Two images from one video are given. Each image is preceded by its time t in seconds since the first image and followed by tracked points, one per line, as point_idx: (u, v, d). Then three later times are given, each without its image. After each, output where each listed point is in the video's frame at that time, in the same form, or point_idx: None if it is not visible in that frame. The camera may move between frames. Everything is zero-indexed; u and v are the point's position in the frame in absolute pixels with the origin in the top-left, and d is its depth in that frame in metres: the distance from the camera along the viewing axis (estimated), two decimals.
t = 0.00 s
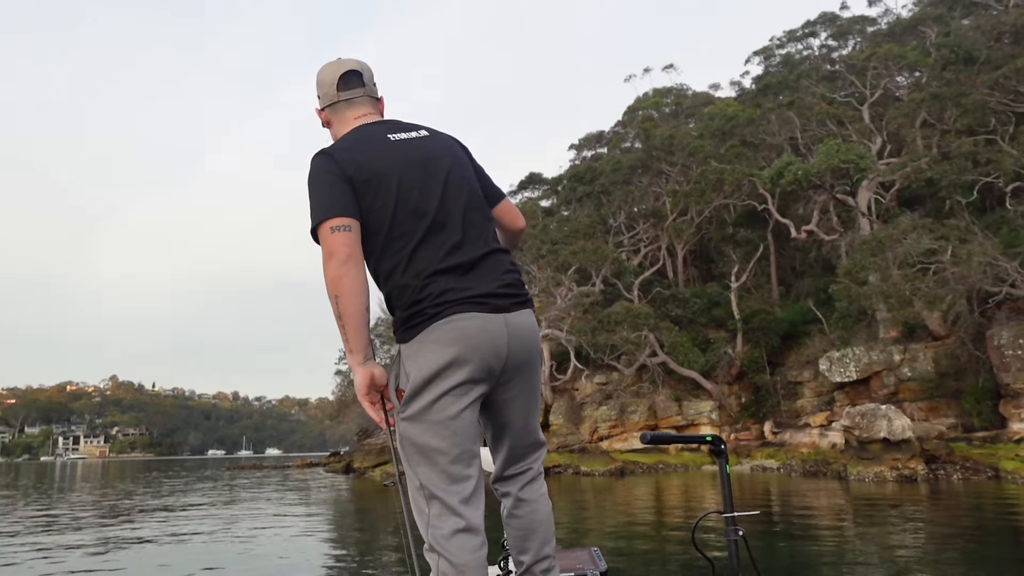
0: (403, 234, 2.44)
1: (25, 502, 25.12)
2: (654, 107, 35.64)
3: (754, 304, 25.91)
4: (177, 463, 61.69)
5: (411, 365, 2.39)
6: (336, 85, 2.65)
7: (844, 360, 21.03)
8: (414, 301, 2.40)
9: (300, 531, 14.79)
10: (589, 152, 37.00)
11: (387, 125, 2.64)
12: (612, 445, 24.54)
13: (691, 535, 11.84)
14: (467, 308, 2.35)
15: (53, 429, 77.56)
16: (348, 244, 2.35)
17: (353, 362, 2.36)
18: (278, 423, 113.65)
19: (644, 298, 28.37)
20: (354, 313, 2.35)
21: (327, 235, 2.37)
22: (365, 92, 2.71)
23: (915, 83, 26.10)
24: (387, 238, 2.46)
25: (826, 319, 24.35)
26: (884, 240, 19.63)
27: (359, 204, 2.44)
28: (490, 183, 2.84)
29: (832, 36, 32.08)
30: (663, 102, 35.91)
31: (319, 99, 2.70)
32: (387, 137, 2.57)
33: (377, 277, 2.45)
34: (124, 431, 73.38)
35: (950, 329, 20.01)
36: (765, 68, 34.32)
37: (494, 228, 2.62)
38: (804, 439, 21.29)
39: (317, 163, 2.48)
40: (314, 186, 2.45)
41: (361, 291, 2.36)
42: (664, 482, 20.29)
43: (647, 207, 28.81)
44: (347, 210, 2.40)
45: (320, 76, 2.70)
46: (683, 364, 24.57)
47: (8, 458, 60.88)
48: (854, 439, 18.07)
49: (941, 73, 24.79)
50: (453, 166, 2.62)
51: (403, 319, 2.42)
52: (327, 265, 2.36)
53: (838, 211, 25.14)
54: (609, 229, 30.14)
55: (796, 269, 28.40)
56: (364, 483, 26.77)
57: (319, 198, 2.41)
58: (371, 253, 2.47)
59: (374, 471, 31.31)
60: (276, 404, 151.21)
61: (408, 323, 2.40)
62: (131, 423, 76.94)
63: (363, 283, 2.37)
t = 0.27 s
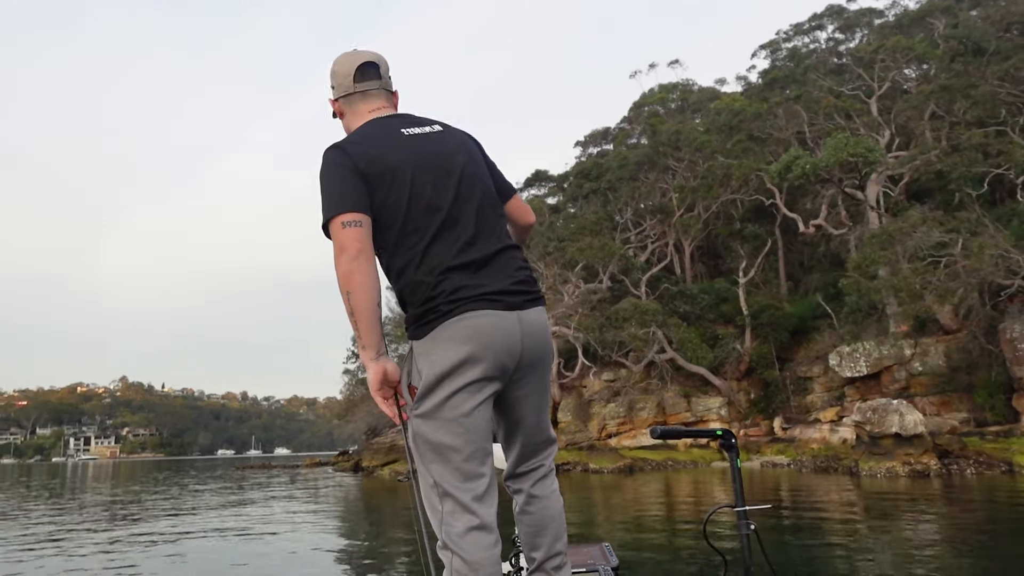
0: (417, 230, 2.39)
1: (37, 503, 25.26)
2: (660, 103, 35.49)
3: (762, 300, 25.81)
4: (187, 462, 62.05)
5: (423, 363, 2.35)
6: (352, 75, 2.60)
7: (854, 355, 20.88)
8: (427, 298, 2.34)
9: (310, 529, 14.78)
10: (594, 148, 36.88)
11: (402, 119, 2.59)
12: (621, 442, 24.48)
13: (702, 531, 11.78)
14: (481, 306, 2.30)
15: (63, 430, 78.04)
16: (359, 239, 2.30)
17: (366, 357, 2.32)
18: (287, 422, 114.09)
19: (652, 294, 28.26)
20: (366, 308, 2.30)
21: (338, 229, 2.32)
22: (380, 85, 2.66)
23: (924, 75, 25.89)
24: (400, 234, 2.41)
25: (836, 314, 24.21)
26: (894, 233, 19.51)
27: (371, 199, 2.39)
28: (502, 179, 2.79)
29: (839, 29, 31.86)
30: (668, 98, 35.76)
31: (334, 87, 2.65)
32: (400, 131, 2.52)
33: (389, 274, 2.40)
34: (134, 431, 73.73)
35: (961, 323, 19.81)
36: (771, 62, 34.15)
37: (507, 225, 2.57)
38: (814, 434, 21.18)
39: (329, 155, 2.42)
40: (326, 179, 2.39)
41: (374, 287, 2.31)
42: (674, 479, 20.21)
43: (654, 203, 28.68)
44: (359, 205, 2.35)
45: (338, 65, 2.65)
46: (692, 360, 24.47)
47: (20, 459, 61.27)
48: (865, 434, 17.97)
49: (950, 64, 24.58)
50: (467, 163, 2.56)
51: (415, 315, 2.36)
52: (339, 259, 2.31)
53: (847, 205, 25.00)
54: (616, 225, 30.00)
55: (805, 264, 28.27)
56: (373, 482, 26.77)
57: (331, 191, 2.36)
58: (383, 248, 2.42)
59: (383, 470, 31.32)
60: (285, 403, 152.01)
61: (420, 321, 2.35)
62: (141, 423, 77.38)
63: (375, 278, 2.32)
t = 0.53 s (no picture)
0: (436, 230, 2.33)
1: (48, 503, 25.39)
2: (668, 102, 35.36)
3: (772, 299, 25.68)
4: (196, 462, 62.32)
5: (435, 365, 2.28)
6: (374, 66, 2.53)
7: (866, 354, 20.71)
8: (443, 300, 2.28)
9: (319, 530, 14.76)
10: (602, 147, 36.78)
11: (421, 115, 2.52)
12: (630, 442, 24.40)
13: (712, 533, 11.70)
14: (497, 311, 2.24)
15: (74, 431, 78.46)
16: (380, 236, 2.23)
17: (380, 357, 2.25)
18: (296, 422, 114.41)
19: (661, 294, 28.14)
20: (383, 307, 2.24)
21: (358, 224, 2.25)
22: (398, 79, 2.59)
23: (935, 72, 25.67)
24: (418, 233, 2.34)
25: (846, 314, 24.05)
26: (906, 232, 19.41)
27: (392, 196, 2.31)
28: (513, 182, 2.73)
29: (849, 26, 31.65)
30: (677, 97, 35.61)
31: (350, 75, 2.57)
32: (421, 128, 2.45)
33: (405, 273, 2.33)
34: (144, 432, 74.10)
35: (974, 322, 19.58)
36: (780, 60, 33.97)
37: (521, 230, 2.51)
38: (825, 435, 21.04)
39: (349, 148, 2.34)
40: (345, 173, 2.31)
41: (392, 286, 2.24)
42: (683, 480, 20.10)
43: (662, 202, 28.55)
44: (379, 202, 2.28)
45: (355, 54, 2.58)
46: (701, 360, 24.35)
47: (32, 459, 61.68)
48: (877, 435, 17.83)
49: (961, 61, 24.37)
50: (485, 165, 2.51)
51: (430, 316, 2.30)
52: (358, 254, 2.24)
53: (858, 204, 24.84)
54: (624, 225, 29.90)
55: (815, 263, 28.12)
56: (382, 482, 26.76)
57: (353, 186, 2.28)
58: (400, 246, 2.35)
59: (392, 470, 31.31)
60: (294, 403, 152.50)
61: (434, 323, 2.29)
62: (151, 424, 77.71)
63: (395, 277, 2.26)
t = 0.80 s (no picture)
0: (467, 233, 2.26)
1: (55, 505, 25.44)
2: (677, 105, 35.25)
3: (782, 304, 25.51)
4: (205, 464, 62.50)
5: (454, 367, 2.21)
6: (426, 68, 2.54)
7: (877, 359, 20.51)
8: (468, 302, 2.21)
9: (326, 533, 14.68)
10: (611, 151, 36.68)
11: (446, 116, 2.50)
12: (638, 447, 24.25)
13: (720, 538, 11.57)
14: (522, 318, 2.20)
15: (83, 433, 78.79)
16: (421, 232, 2.14)
17: (401, 358, 2.16)
18: (304, 426, 114.63)
19: (670, 298, 27.98)
20: (414, 304, 2.14)
21: (396, 216, 2.16)
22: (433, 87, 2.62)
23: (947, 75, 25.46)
24: (448, 233, 2.27)
25: (857, 319, 23.85)
26: (919, 235, 19.20)
27: (431, 192, 2.25)
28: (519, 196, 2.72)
29: (860, 28, 31.46)
30: (686, 100, 35.48)
31: (388, 69, 2.52)
32: (453, 131, 2.41)
33: (430, 272, 2.26)
34: (153, 435, 74.37)
35: (987, 327, 19.47)
36: (790, 63, 33.81)
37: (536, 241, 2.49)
38: (836, 440, 20.86)
39: (389, 141, 2.25)
40: (382, 163, 2.22)
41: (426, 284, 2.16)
42: (692, 485, 19.94)
43: (671, 206, 28.40)
44: (416, 195, 2.20)
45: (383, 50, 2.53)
46: (710, 365, 24.19)
47: (42, 462, 62.01)
48: (889, 441, 17.65)
49: (974, 64, 24.17)
50: (509, 174, 2.48)
51: (453, 317, 2.22)
52: (394, 248, 2.15)
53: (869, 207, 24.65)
54: (633, 228, 29.78)
55: (825, 268, 27.92)
56: (389, 486, 26.68)
57: (394, 178, 2.21)
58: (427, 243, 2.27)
59: (399, 474, 31.24)
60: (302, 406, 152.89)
61: (455, 326, 2.22)
62: (160, 427, 77.96)
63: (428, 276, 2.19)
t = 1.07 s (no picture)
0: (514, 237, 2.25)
1: (67, 505, 25.59)
2: (689, 110, 35.14)
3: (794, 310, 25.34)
4: (216, 466, 62.80)
5: (495, 365, 2.15)
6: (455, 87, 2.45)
7: (891, 366, 20.30)
8: (513, 302, 2.19)
9: (335, 536, 14.65)
10: (622, 156, 36.61)
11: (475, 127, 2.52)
12: (649, 453, 24.12)
13: (730, 545, 11.46)
14: (557, 325, 2.23)
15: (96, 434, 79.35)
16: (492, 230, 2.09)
17: (431, 335, 2.04)
18: (315, 429, 115.00)
19: (681, 303, 27.84)
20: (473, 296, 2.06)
21: (470, 206, 2.09)
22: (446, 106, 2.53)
23: (963, 79, 25.23)
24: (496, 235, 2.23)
25: (871, 325, 23.65)
26: (934, 241, 19.00)
27: (496, 191, 2.22)
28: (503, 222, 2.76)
29: (874, 33, 31.26)
30: (697, 105, 35.36)
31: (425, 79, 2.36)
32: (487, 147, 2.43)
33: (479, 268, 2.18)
34: (165, 436, 74.81)
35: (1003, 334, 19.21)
36: (804, 67, 33.65)
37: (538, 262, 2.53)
38: (848, 448, 20.68)
39: (455, 141, 2.21)
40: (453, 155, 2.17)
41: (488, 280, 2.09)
42: (702, 492, 19.80)
43: (683, 211, 28.28)
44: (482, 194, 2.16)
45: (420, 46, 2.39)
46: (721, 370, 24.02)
47: (56, 462, 62.51)
48: (903, 449, 17.47)
49: (990, 69, 23.97)
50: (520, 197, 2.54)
51: (499, 316, 2.17)
52: (463, 237, 2.06)
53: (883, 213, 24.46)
54: (644, 233, 29.68)
55: (838, 274, 27.73)
56: (399, 490, 26.65)
57: (465, 169, 2.15)
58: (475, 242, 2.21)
59: (408, 478, 31.22)
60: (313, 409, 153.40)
61: (498, 324, 2.17)
62: (172, 428, 78.39)
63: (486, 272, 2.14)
